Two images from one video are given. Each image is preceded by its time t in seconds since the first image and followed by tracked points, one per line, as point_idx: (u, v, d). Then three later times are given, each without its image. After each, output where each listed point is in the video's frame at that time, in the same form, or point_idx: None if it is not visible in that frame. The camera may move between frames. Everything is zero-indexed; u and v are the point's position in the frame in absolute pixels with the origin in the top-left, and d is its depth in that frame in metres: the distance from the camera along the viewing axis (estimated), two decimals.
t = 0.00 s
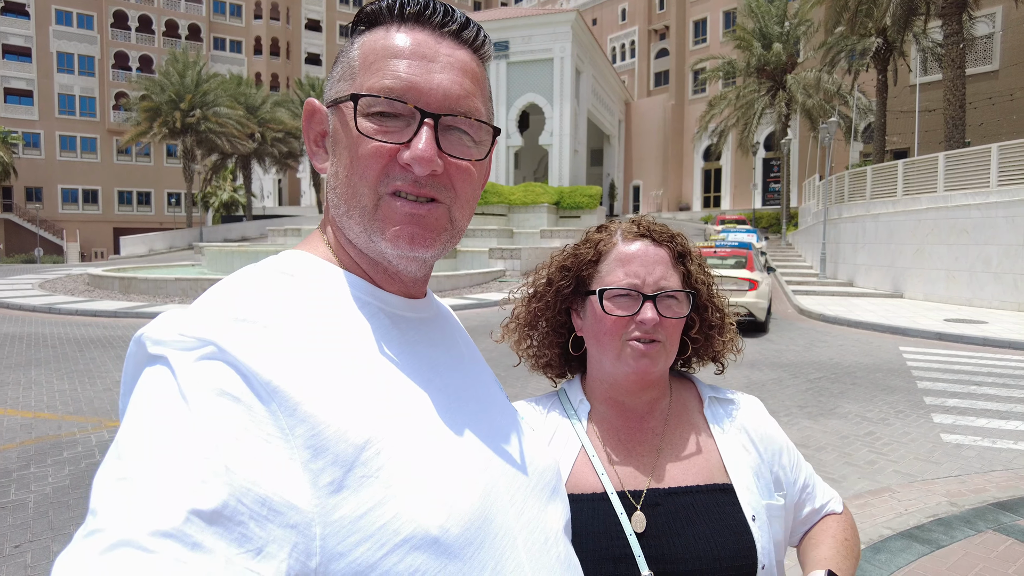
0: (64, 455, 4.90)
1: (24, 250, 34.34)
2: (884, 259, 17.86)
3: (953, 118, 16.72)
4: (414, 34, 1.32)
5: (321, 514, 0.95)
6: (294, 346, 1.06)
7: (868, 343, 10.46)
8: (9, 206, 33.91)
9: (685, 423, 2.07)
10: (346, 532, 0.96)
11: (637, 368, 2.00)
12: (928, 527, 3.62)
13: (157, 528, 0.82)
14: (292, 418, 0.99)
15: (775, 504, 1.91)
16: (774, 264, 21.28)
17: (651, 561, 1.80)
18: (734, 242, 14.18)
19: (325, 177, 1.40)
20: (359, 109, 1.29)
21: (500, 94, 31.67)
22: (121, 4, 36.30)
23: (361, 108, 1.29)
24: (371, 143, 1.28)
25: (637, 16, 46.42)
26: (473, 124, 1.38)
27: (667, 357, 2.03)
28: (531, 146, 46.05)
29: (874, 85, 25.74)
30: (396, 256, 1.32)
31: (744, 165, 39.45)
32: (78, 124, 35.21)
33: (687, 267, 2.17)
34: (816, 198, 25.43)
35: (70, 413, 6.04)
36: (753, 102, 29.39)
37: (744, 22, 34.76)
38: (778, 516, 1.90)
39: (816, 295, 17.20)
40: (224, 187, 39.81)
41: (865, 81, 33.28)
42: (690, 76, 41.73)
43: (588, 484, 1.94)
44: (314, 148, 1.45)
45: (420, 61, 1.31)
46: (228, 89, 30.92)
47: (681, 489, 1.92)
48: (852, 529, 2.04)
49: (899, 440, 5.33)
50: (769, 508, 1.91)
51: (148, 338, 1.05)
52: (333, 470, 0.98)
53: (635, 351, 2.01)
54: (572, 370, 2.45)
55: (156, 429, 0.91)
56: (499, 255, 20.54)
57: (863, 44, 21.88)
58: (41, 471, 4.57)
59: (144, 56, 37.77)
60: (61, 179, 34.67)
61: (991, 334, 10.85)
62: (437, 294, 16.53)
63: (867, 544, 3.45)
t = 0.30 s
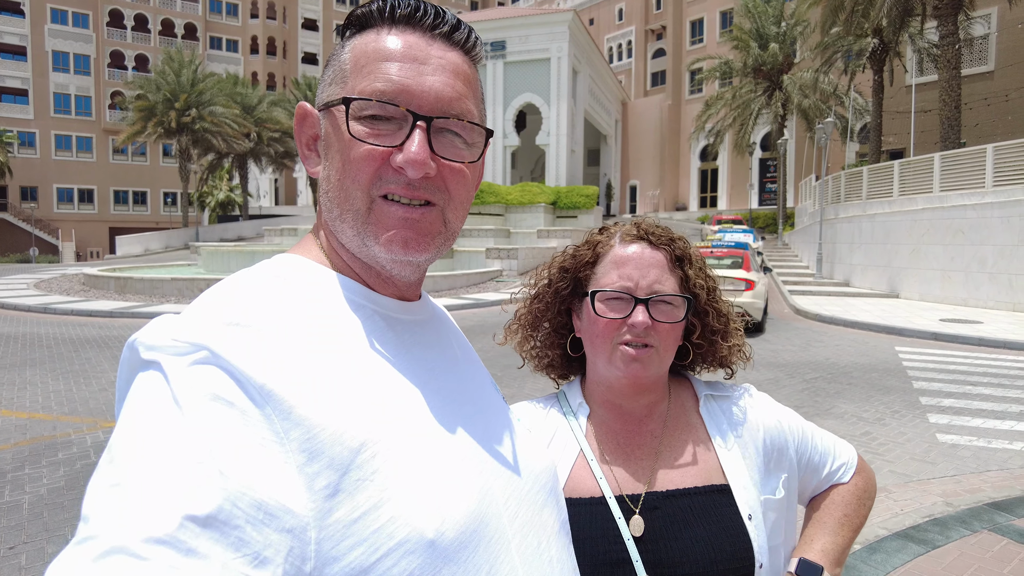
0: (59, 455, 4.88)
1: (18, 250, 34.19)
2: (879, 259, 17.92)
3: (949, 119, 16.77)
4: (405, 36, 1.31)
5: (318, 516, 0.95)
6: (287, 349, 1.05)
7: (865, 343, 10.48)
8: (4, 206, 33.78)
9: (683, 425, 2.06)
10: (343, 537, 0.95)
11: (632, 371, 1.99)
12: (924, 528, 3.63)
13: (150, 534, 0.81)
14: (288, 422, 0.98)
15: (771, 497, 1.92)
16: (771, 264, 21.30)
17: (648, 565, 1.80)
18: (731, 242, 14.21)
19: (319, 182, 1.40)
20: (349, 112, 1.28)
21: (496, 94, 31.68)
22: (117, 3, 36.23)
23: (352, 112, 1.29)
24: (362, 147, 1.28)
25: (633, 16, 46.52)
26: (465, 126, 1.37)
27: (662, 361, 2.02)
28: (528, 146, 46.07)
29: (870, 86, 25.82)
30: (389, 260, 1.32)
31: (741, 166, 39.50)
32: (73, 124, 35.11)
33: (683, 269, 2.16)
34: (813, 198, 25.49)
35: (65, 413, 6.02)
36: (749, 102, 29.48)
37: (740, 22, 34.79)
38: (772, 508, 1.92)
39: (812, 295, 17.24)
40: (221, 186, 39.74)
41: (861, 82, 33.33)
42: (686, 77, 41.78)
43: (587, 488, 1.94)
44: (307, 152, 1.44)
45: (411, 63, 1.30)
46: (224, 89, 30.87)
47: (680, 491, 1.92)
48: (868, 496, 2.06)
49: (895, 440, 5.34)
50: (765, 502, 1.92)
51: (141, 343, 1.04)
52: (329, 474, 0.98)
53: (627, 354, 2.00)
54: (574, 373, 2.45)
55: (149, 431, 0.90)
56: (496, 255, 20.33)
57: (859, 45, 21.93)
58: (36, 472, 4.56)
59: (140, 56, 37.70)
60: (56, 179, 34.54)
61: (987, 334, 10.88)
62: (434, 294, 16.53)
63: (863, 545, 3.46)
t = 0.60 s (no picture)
0: (56, 456, 4.87)
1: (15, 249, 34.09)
2: (876, 259, 17.95)
3: (946, 119, 16.78)
4: (403, 38, 1.31)
5: (319, 516, 0.95)
6: (285, 349, 1.05)
7: (862, 343, 10.49)
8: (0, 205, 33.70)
9: (681, 426, 2.07)
10: (343, 537, 0.95)
11: (624, 373, 2.00)
12: (921, 527, 3.64)
13: (151, 534, 0.81)
14: (289, 420, 0.98)
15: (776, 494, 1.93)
16: (768, 264, 21.33)
17: (645, 565, 1.80)
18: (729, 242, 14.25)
19: (317, 183, 1.40)
20: (348, 114, 1.28)
21: (495, 94, 31.69)
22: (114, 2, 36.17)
23: (350, 114, 1.28)
24: (360, 148, 1.28)
25: (632, 16, 46.60)
26: (464, 128, 1.37)
27: (655, 363, 2.02)
28: (526, 146, 46.10)
29: (868, 86, 25.86)
30: (389, 261, 1.32)
31: (739, 166, 39.54)
32: (70, 123, 35.03)
33: (678, 270, 2.16)
34: (811, 198, 25.53)
35: (62, 414, 6.01)
36: (747, 102, 29.56)
37: (739, 22, 34.79)
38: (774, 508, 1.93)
39: (810, 295, 17.27)
40: (218, 186, 39.68)
41: (859, 82, 33.39)
42: (684, 77, 41.83)
43: (585, 488, 1.94)
44: (305, 154, 1.44)
45: (410, 66, 1.30)
46: (221, 88, 30.83)
47: (677, 491, 1.92)
48: (862, 492, 2.11)
49: (892, 440, 5.36)
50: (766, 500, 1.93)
51: (140, 344, 1.04)
52: (331, 473, 0.97)
53: (617, 353, 2.01)
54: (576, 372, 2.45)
55: (150, 432, 0.90)
56: (494, 255, 20.31)
57: (857, 46, 21.96)
58: (32, 472, 4.55)
59: (138, 55, 37.63)
60: (53, 178, 34.45)
61: (984, 335, 10.90)
62: (432, 294, 16.53)
63: (860, 545, 3.48)
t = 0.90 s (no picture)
0: (49, 456, 4.85)
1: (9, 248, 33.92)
2: (872, 259, 18.00)
3: (941, 120, 16.81)
4: (395, 35, 1.31)
5: (315, 513, 0.94)
6: (279, 346, 1.04)
7: (858, 343, 10.51)
8: None
9: (673, 423, 2.08)
10: (338, 532, 0.95)
11: (613, 370, 2.01)
12: (914, 526, 3.65)
13: (149, 528, 0.81)
14: (284, 416, 0.97)
15: (763, 492, 1.93)
16: (764, 264, 21.37)
17: (637, 562, 1.80)
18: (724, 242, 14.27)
19: (310, 179, 1.39)
20: (341, 110, 1.28)
21: (491, 94, 31.70)
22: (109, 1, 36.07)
23: (344, 111, 1.28)
24: (354, 144, 1.28)
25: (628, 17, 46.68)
26: (458, 124, 1.37)
27: (645, 361, 2.03)
28: (522, 146, 46.12)
29: (864, 87, 25.93)
30: (382, 257, 1.32)
31: (735, 166, 39.58)
32: (65, 122, 34.90)
33: (670, 268, 2.16)
34: (806, 198, 25.57)
35: (56, 413, 5.99)
36: (743, 103, 29.62)
37: (734, 23, 34.90)
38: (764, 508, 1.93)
39: (806, 295, 17.29)
40: (214, 185, 39.59)
41: (855, 83, 33.51)
42: (681, 77, 41.90)
43: (577, 485, 1.94)
44: (298, 151, 1.44)
45: (403, 62, 1.30)
46: (216, 87, 30.73)
47: (669, 488, 1.92)
48: (845, 500, 2.13)
49: (885, 439, 5.37)
50: (756, 499, 1.92)
51: (135, 338, 1.04)
52: (325, 468, 0.97)
53: (607, 351, 2.01)
54: (570, 367, 2.45)
55: (145, 426, 0.90)
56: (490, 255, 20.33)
57: (853, 46, 22.01)
58: (25, 472, 4.53)
59: (133, 54, 37.52)
60: (47, 177, 34.32)
61: (978, 334, 10.94)
62: (427, 294, 16.52)
63: (853, 543, 3.50)
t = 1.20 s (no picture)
0: (40, 457, 4.82)
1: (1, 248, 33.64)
2: (865, 259, 18.09)
3: (934, 121, 16.92)
4: (385, 39, 1.31)
5: (298, 521, 0.93)
6: (266, 351, 1.03)
7: (851, 343, 10.55)
8: None
9: (661, 425, 2.08)
10: (323, 540, 0.94)
11: (603, 373, 2.01)
12: (906, 526, 3.66)
13: (132, 536, 0.80)
14: (268, 422, 0.96)
15: (750, 495, 1.94)
16: (758, 264, 21.43)
17: (626, 564, 1.80)
18: (718, 242, 14.32)
19: (298, 181, 1.39)
20: (329, 113, 1.27)
21: (486, 93, 31.68)
22: None
23: (332, 114, 1.27)
24: (342, 148, 1.27)
25: (623, 17, 46.77)
26: (447, 129, 1.37)
27: (636, 363, 2.03)
28: (517, 145, 46.13)
29: (857, 87, 26.06)
30: (371, 261, 1.31)
31: (729, 166, 39.68)
32: (57, 120, 34.64)
33: (659, 271, 2.16)
34: (800, 198, 25.63)
35: (47, 414, 5.96)
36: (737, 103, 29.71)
37: (729, 23, 34.98)
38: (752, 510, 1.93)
39: (800, 295, 17.34)
40: (207, 185, 39.39)
41: (848, 83, 33.65)
42: (675, 77, 41.95)
43: (566, 487, 1.93)
44: (286, 153, 1.42)
45: (392, 65, 1.29)
46: (210, 85, 30.59)
47: (658, 490, 1.92)
48: (836, 502, 2.13)
49: (878, 439, 5.39)
50: (744, 502, 1.93)
51: (120, 343, 1.02)
52: (310, 477, 0.96)
53: (598, 355, 2.01)
54: (560, 370, 2.44)
55: (129, 433, 0.88)
56: (484, 255, 20.33)
57: (846, 47, 22.10)
58: (16, 473, 4.51)
59: (126, 52, 37.28)
60: (39, 176, 34.09)
61: (970, 334, 11.00)
62: (422, 294, 16.50)
63: (846, 543, 3.50)
